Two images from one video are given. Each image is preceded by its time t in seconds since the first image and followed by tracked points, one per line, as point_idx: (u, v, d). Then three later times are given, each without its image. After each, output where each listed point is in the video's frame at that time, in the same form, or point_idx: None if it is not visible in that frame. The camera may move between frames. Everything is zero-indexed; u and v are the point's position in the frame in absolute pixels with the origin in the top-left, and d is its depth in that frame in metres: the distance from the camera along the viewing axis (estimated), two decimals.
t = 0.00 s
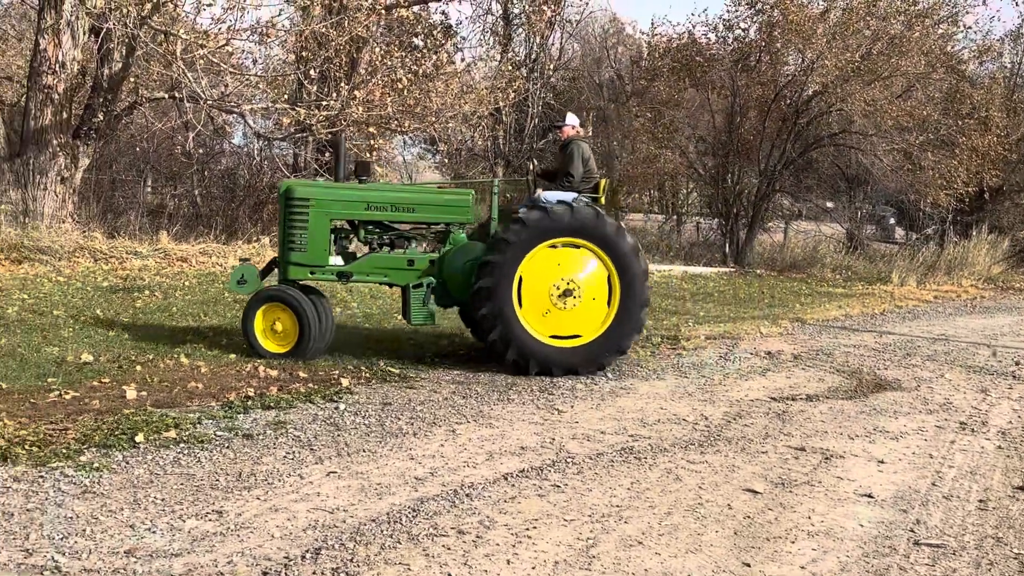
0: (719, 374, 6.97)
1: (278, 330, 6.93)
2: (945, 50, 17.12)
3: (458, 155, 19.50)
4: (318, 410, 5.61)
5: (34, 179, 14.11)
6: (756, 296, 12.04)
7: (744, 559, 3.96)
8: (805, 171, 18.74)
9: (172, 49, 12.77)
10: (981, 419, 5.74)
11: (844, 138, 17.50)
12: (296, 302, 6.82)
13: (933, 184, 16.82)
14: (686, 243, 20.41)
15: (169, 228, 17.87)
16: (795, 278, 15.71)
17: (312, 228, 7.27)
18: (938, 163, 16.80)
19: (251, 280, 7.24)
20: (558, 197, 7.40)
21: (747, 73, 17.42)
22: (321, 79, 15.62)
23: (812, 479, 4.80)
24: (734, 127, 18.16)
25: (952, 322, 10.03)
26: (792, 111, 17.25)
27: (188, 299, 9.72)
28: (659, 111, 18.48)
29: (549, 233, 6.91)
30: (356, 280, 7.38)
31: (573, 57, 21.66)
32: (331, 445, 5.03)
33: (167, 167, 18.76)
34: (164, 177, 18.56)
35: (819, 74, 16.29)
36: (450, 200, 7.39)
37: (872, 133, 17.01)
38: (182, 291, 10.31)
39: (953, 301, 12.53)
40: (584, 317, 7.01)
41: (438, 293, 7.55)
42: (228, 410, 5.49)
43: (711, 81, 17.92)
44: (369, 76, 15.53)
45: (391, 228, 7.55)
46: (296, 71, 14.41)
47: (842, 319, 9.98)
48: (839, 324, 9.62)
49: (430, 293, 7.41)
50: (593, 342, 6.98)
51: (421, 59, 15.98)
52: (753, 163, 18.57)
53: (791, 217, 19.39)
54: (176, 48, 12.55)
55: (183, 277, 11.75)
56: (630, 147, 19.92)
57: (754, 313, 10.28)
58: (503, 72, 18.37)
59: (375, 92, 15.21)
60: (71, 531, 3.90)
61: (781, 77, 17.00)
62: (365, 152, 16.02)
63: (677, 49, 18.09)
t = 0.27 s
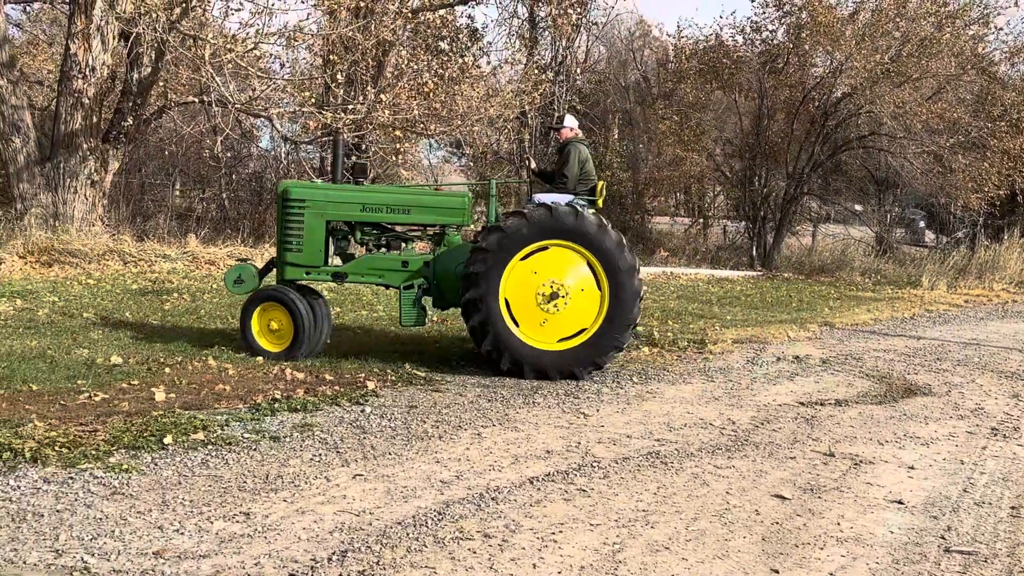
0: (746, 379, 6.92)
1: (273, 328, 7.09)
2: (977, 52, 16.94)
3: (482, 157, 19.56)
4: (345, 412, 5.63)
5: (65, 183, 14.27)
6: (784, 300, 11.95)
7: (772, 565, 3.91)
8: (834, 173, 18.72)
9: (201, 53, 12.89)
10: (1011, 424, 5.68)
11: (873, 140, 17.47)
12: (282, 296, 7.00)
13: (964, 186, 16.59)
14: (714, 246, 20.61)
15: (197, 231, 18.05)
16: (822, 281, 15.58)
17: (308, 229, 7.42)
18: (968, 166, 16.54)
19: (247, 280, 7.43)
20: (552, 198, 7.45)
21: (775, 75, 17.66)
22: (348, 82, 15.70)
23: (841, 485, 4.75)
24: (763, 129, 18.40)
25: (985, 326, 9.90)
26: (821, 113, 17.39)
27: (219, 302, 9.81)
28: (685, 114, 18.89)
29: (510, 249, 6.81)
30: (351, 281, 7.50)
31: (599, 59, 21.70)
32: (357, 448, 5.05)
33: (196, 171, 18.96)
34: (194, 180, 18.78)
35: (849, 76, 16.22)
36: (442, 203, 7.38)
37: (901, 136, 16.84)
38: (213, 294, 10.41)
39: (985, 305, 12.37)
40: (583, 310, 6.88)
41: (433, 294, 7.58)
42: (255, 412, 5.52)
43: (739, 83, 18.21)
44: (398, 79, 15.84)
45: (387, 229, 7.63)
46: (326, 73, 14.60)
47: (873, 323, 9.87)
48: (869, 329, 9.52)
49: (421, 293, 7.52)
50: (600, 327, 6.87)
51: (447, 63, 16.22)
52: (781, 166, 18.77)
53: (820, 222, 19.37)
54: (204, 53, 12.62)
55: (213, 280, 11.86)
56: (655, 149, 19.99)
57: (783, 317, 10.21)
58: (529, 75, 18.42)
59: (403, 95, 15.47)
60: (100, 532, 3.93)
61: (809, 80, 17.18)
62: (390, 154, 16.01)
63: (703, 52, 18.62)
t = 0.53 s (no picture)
0: (778, 384, 6.86)
1: (274, 328, 7.26)
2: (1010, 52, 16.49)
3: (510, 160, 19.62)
4: (375, 415, 5.65)
5: (99, 187, 14.46)
6: (817, 305, 11.84)
7: (806, 572, 3.87)
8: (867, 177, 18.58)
9: (234, 59, 13.03)
10: None
11: (907, 143, 17.31)
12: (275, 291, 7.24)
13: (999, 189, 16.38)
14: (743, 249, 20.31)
15: (228, 235, 18.25)
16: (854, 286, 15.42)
17: (305, 230, 7.54)
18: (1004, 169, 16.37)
19: (246, 280, 7.56)
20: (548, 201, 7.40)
21: (807, 78, 17.52)
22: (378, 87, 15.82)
23: (874, 491, 4.70)
24: (794, 132, 18.13)
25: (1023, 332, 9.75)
26: (854, 116, 17.26)
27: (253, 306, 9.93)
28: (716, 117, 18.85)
29: (481, 275, 6.84)
30: (348, 282, 7.59)
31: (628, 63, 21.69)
32: (387, 450, 5.07)
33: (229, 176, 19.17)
34: (226, 185, 19.00)
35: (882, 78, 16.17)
36: (438, 206, 7.43)
37: (936, 138, 16.77)
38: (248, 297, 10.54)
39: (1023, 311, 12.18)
40: (574, 300, 6.85)
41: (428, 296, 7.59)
42: (286, 415, 5.56)
43: (770, 86, 18.08)
44: (427, 83, 15.94)
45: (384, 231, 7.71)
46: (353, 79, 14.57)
47: (907, 328, 9.75)
48: (904, 334, 9.39)
49: (413, 294, 7.48)
50: (596, 306, 6.83)
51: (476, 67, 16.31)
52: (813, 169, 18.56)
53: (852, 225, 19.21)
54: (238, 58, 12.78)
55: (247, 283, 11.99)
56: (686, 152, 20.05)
57: (816, 322, 10.12)
58: (559, 79, 18.46)
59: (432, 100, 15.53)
60: (133, 533, 3.97)
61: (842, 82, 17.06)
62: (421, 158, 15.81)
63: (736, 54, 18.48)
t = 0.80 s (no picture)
0: (810, 389, 6.78)
1: (276, 328, 7.43)
2: None
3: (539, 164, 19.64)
4: (404, 419, 5.67)
5: (133, 192, 14.63)
6: (849, 309, 11.73)
7: None
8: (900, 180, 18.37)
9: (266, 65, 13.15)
10: None
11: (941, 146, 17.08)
12: (274, 289, 7.42)
13: None
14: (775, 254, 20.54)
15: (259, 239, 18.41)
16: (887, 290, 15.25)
17: (305, 231, 7.69)
18: None
19: (248, 279, 7.79)
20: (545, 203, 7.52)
21: (839, 80, 17.40)
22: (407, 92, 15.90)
23: (908, 498, 4.64)
24: (826, 135, 18.06)
25: None
26: (887, 118, 17.08)
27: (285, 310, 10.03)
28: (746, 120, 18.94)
29: (473, 269, 6.88)
30: (347, 283, 7.66)
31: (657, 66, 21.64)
32: (415, 454, 5.08)
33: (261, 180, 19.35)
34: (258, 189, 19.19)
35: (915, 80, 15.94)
36: (435, 208, 7.47)
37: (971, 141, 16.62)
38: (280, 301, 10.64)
39: None
40: (559, 292, 6.83)
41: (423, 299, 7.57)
42: (316, 418, 5.59)
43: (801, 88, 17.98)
44: (456, 87, 15.95)
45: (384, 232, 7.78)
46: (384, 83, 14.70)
47: (941, 333, 9.63)
48: (939, 339, 9.27)
49: (406, 297, 7.52)
50: (583, 303, 6.79)
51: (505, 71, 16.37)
52: (845, 172, 18.42)
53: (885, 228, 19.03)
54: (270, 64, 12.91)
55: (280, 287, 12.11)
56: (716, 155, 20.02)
57: (847, 326, 10.02)
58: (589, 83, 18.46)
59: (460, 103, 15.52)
60: (166, 534, 4.01)
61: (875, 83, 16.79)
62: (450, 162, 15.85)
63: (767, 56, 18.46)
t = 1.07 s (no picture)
0: (841, 395, 6.72)
1: (279, 328, 7.58)
2: None
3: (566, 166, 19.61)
4: (432, 422, 5.69)
5: (165, 196, 14.76)
6: (880, 313, 11.61)
7: None
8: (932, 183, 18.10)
9: (297, 70, 13.27)
10: None
11: (974, 148, 16.87)
12: (277, 290, 7.57)
13: None
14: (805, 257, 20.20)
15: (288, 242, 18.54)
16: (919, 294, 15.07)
17: (308, 233, 7.80)
18: None
19: (255, 278, 7.99)
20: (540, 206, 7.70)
21: (871, 82, 17.37)
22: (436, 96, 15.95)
23: (941, 505, 4.59)
24: (857, 137, 17.96)
25: None
26: (919, 121, 16.92)
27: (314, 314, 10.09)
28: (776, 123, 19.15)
29: (468, 264, 6.90)
30: (348, 284, 7.71)
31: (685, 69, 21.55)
32: (444, 457, 5.09)
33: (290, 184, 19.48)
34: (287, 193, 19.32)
35: (948, 82, 15.89)
36: (432, 211, 7.47)
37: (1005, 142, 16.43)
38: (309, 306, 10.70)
39: None
40: (548, 300, 6.83)
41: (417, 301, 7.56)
42: (345, 421, 5.62)
43: (833, 91, 18.11)
44: (484, 91, 15.95)
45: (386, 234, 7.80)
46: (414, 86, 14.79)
47: (974, 338, 9.52)
48: (973, 344, 9.16)
49: (402, 298, 7.52)
50: (567, 315, 6.77)
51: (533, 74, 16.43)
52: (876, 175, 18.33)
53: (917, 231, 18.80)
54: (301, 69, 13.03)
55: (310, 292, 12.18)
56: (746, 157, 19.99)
57: (878, 330, 9.92)
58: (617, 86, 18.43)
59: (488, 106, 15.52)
60: (198, 536, 4.05)
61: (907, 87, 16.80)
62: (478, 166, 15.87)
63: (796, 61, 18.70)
